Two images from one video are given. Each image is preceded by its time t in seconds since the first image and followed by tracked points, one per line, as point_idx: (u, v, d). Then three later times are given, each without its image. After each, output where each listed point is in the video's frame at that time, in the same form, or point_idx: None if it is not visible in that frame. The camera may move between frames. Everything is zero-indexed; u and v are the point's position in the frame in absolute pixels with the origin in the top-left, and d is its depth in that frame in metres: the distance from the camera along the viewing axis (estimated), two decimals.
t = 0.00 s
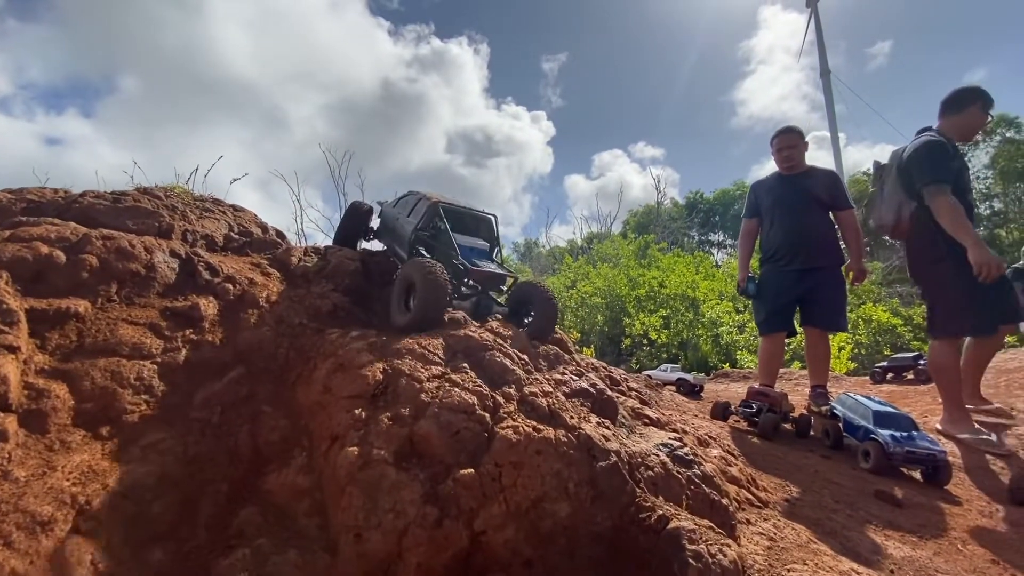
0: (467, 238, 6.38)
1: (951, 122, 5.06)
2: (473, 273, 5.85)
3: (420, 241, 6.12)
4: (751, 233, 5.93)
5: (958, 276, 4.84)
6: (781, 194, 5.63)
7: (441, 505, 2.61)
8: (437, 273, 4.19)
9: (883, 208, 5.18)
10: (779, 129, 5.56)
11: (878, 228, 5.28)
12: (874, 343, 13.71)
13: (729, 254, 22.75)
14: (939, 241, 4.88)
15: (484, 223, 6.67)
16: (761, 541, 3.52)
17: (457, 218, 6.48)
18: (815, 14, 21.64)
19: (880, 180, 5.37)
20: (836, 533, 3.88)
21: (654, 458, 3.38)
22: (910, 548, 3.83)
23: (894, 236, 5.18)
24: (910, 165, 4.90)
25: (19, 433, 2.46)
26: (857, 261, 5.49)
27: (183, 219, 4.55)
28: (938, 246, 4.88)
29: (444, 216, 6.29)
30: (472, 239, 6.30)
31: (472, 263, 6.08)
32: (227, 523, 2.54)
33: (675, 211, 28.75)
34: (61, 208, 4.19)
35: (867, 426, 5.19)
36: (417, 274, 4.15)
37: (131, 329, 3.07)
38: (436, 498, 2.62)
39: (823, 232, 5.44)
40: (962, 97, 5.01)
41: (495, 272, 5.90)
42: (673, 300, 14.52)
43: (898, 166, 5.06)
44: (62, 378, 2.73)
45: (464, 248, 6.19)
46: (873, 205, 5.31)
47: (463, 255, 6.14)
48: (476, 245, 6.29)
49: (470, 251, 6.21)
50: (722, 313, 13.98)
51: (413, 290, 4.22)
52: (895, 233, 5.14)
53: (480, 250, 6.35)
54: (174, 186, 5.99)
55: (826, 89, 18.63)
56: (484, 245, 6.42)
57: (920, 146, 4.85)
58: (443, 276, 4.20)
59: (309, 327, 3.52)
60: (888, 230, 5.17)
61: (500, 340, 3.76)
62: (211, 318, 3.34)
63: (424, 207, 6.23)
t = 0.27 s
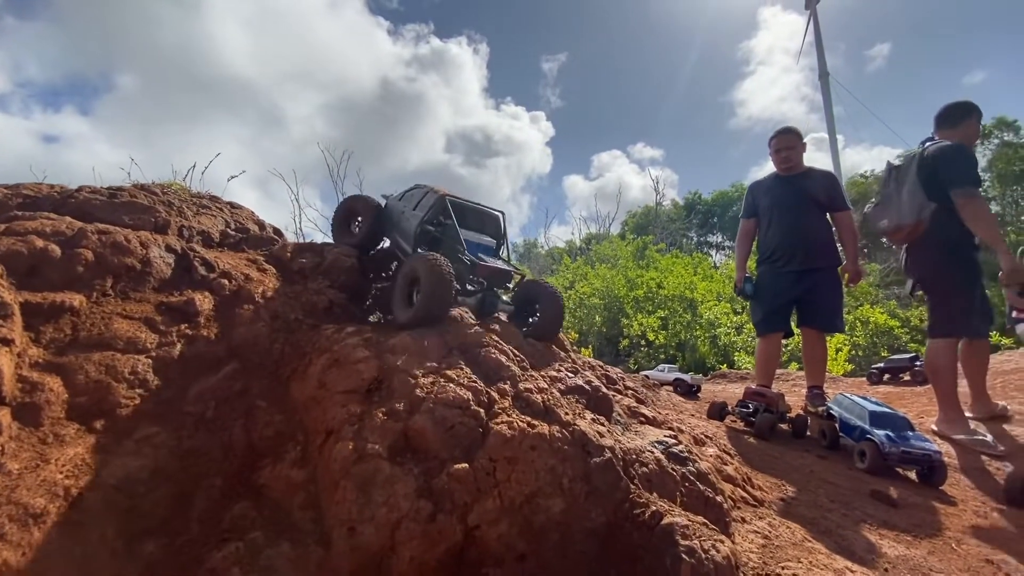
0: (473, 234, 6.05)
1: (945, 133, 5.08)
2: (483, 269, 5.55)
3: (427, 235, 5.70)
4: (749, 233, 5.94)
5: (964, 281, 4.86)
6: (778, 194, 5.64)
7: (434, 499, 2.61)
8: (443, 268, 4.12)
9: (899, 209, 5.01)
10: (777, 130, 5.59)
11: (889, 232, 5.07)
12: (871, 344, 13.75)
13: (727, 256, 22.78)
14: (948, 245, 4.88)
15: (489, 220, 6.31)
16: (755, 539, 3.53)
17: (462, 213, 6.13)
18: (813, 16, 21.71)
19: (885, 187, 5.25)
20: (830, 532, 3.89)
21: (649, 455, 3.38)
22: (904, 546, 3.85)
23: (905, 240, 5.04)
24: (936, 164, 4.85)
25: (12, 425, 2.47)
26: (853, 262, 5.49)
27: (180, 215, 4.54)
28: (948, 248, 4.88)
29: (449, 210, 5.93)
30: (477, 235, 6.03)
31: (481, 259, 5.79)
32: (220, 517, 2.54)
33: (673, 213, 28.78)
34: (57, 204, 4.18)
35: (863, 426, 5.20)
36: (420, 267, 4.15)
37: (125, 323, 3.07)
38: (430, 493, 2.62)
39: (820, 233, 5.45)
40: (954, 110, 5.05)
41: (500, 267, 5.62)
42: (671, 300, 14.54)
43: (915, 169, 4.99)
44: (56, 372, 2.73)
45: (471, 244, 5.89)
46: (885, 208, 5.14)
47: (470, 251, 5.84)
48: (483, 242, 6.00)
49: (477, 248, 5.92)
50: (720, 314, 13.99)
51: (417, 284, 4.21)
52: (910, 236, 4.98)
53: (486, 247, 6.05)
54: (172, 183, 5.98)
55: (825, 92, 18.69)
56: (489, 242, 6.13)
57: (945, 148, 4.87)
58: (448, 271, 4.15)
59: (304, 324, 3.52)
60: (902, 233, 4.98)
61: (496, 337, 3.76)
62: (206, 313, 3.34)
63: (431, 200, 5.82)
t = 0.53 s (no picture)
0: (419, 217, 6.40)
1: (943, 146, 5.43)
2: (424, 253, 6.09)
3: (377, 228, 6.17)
4: (747, 236, 5.93)
5: (973, 281, 5.14)
6: (777, 197, 5.64)
7: (430, 502, 2.60)
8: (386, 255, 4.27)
9: (923, 209, 5.23)
10: (775, 132, 5.59)
11: (911, 231, 5.27)
12: (869, 345, 13.78)
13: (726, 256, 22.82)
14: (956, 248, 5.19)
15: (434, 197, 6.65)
16: (752, 541, 3.52)
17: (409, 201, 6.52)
18: (813, 18, 21.73)
19: (901, 189, 5.46)
20: (828, 535, 3.88)
21: (645, 457, 3.38)
22: (901, 549, 3.84)
23: (921, 239, 5.29)
24: (962, 168, 5.17)
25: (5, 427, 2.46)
26: (850, 264, 5.49)
27: (176, 215, 4.52)
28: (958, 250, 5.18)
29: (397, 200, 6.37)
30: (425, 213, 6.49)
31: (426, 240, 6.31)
32: (215, 521, 2.53)
33: (672, 214, 28.79)
34: (52, 203, 4.16)
35: (860, 428, 5.20)
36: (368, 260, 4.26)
37: (120, 323, 3.06)
38: (425, 496, 2.61)
39: (818, 236, 5.45)
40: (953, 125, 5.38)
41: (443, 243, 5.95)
42: (670, 301, 14.54)
43: (935, 172, 5.28)
44: (49, 374, 2.72)
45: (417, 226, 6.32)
46: (908, 208, 5.33)
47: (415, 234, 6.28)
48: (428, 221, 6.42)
49: (423, 229, 6.33)
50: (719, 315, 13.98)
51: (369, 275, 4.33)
52: (931, 235, 5.22)
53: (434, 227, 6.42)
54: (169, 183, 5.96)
55: (824, 93, 18.69)
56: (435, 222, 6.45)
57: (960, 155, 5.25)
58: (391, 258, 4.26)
59: (301, 325, 3.51)
60: (925, 232, 5.21)
61: (493, 338, 3.74)
62: (202, 314, 3.33)
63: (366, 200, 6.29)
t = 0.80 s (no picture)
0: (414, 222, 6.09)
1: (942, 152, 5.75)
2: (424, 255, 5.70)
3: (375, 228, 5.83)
4: (746, 237, 5.96)
5: (989, 281, 5.28)
6: (777, 198, 5.67)
7: (431, 500, 2.62)
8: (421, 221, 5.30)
9: (949, 206, 5.22)
10: (773, 134, 5.61)
11: (938, 227, 5.23)
12: (867, 347, 13.84)
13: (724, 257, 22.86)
14: (972, 248, 5.32)
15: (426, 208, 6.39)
16: (750, 540, 3.54)
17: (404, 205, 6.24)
18: (812, 20, 21.82)
19: (918, 188, 5.42)
20: (825, 534, 3.91)
21: (644, 456, 3.40)
22: (898, 548, 3.87)
23: (942, 238, 5.29)
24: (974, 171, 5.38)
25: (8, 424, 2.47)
26: (849, 265, 5.51)
27: (177, 213, 4.54)
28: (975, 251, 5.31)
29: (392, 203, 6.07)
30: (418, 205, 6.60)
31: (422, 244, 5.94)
32: (217, 518, 2.55)
33: (671, 214, 28.84)
34: (54, 201, 4.18)
35: (858, 428, 5.22)
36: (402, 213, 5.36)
37: (122, 321, 3.07)
38: (426, 494, 2.63)
39: (817, 237, 5.48)
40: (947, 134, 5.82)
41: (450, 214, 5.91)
42: (669, 302, 14.57)
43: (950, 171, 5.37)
44: (52, 371, 2.74)
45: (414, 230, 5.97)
46: (932, 206, 5.29)
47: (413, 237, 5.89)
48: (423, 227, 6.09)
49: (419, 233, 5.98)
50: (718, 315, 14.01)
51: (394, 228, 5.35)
52: (954, 233, 5.23)
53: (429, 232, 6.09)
54: (171, 182, 5.98)
55: (823, 94, 18.74)
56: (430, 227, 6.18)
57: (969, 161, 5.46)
58: (424, 224, 5.27)
59: (302, 323, 3.52)
60: (953, 228, 5.19)
61: (494, 338, 3.76)
62: (204, 312, 3.34)
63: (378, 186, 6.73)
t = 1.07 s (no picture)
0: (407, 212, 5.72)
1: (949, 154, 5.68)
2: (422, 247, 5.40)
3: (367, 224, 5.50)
4: (745, 237, 5.95)
5: (998, 282, 5.35)
6: (776, 198, 5.66)
7: (427, 501, 2.61)
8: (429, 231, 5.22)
9: (975, 207, 5.23)
10: (772, 134, 5.60)
11: (964, 229, 5.23)
12: (866, 347, 13.85)
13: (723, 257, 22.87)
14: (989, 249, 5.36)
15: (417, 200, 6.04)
16: (748, 541, 3.53)
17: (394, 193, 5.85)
18: (812, 20, 21.81)
19: (942, 188, 5.36)
20: (823, 535, 3.90)
21: (642, 457, 3.38)
22: (896, 549, 3.86)
23: (963, 239, 5.30)
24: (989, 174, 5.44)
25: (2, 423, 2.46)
26: (848, 266, 5.51)
27: (174, 212, 4.52)
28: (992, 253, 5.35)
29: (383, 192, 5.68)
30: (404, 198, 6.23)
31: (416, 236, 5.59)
32: (212, 518, 2.54)
33: (671, 214, 28.83)
34: (51, 199, 4.16)
35: (857, 429, 5.22)
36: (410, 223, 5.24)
37: (118, 320, 3.06)
38: (423, 494, 2.61)
39: (817, 237, 5.47)
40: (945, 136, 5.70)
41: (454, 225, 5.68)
42: (668, 302, 14.56)
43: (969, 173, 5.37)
44: (46, 370, 2.73)
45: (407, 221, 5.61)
46: (959, 207, 5.26)
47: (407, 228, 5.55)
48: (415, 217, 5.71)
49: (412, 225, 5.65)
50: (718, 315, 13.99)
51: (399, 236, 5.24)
52: (976, 235, 5.26)
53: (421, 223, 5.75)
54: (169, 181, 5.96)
55: (823, 94, 18.72)
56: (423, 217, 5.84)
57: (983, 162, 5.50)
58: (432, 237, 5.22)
59: (299, 322, 3.51)
60: (976, 231, 5.22)
61: (492, 337, 3.75)
62: (200, 312, 3.33)
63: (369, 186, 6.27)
